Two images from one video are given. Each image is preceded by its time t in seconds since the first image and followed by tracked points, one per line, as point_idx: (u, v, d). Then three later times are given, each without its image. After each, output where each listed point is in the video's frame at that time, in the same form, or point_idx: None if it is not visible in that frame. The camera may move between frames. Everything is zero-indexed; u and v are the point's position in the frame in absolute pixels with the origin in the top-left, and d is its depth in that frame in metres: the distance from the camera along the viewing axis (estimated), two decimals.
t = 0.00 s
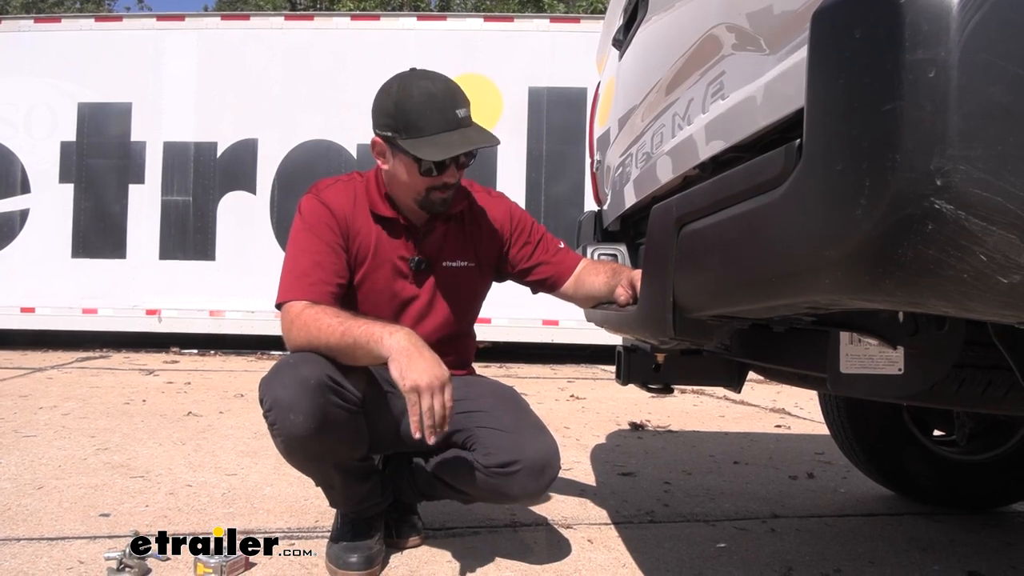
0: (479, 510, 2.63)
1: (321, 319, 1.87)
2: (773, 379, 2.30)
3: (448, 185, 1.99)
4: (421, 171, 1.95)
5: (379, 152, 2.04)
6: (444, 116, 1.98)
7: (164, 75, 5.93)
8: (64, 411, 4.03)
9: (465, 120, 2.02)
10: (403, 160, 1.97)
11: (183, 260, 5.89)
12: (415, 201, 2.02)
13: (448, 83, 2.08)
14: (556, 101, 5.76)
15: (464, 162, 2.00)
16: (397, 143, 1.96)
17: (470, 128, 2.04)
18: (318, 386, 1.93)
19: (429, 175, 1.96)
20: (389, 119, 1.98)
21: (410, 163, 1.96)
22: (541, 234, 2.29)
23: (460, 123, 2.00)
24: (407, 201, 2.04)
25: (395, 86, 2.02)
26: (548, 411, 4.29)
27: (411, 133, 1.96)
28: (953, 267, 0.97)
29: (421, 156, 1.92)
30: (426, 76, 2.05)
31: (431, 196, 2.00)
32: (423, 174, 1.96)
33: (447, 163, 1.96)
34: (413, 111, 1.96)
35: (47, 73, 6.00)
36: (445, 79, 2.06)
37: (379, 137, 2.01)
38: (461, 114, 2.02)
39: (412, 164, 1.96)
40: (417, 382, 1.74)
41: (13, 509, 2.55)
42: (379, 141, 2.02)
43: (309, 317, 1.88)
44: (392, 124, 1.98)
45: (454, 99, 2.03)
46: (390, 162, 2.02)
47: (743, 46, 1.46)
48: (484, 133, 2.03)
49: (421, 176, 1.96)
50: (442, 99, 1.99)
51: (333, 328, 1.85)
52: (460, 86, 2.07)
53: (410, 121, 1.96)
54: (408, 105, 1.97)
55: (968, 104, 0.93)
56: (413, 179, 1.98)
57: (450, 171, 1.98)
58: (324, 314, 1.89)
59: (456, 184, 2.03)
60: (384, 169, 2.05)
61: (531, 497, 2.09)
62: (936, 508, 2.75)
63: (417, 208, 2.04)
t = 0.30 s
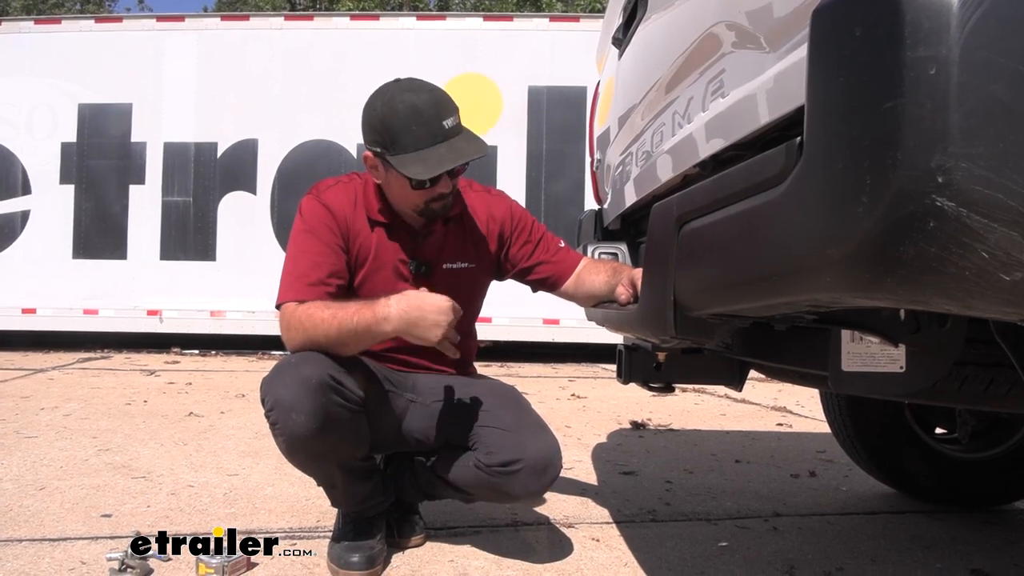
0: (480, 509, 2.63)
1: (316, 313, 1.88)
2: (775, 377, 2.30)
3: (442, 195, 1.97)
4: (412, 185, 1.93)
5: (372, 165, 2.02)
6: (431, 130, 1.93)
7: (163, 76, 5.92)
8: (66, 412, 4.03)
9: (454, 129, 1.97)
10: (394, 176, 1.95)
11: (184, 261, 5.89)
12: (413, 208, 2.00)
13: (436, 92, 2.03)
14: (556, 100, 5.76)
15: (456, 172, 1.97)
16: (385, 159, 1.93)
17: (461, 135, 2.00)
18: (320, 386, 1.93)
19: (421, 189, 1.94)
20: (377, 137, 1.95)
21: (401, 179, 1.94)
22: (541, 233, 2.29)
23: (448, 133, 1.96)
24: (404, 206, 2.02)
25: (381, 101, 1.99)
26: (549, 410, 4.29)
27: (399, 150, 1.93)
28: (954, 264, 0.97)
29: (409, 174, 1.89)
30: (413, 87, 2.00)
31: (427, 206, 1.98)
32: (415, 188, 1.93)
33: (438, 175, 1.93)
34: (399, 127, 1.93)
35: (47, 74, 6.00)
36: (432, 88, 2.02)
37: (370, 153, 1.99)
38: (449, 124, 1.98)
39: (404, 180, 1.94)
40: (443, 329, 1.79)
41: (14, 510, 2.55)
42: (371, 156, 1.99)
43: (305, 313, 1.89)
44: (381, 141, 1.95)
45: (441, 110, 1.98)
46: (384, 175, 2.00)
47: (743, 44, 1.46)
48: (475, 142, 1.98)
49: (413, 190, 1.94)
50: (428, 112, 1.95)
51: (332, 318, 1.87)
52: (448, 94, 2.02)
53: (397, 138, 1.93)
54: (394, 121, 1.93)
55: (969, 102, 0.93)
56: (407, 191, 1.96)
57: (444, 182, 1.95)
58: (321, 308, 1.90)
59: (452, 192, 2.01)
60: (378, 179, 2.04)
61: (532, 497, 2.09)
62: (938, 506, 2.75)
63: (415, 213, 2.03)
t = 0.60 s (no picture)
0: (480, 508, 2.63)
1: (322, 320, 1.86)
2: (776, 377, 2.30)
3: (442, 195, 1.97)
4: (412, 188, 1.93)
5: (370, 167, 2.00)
6: (430, 134, 1.93)
7: (164, 75, 5.92)
8: (66, 410, 4.03)
9: (452, 131, 1.97)
10: (393, 179, 1.95)
11: (185, 260, 5.89)
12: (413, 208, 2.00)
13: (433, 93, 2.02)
14: (558, 99, 5.75)
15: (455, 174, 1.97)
16: (385, 162, 1.92)
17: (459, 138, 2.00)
18: (321, 385, 1.93)
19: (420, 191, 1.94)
20: (376, 140, 1.94)
21: (401, 183, 1.94)
22: (542, 232, 2.28)
23: (447, 136, 1.96)
24: (403, 206, 2.01)
25: (379, 104, 1.97)
26: (549, 410, 4.29)
27: (398, 154, 1.92)
28: (958, 264, 0.97)
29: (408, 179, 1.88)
30: (411, 89, 1.99)
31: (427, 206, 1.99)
32: (415, 191, 1.93)
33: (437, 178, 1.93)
34: (398, 131, 1.92)
35: (48, 72, 5.99)
36: (429, 90, 2.01)
37: (368, 155, 1.98)
38: (448, 127, 1.97)
39: (404, 184, 1.93)
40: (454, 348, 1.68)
41: (14, 508, 2.55)
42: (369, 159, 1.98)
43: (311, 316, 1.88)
44: (379, 144, 1.94)
45: (440, 113, 1.97)
46: (382, 177, 1.99)
47: (746, 43, 1.45)
48: (474, 145, 1.98)
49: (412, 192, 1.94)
50: (427, 116, 1.94)
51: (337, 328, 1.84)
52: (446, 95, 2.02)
53: (396, 142, 1.92)
54: (393, 125, 1.92)
55: (973, 102, 0.93)
56: (405, 193, 1.96)
57: (443, 184, 1.95)
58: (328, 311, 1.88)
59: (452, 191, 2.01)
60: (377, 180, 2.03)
61: (533, 496, 2.11)
62: (939, 506, 2.75)
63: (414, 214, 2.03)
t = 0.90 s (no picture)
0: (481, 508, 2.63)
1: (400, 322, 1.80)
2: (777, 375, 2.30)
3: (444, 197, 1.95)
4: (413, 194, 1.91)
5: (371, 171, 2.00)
6: (428, 140, 1.92)
7: (165, 74, 5.92)
8: (67, 410, 4.03)
9: (451, 135, 1.96)
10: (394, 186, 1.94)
11: (186, 259, 5.89)
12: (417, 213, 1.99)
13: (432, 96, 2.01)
14: (559, 98, 5.75)
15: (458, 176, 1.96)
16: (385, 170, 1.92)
17: (459, 141, 1.99)
18: (320, 380, 1.93)
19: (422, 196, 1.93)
20: (374, 146, 1.94)
21: (402, 189, 1.93)
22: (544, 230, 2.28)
23: (445, 140, 1.95)
24: (406, 210, 2.00)
25: (377, 108, 1.96)
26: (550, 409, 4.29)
27: (397, 160, 1.91)
28: (960, 262, 0.97)
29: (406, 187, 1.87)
30: (410, 94, 1.98)
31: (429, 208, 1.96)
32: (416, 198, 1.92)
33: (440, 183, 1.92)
34: (396, 138, 1.91)
35: (48, 72, 6.00)
36: (427, 93, 2.00)
37: (369, 161, 1.97)
38: (447, 131, 1.97)
39: (406, 190, 1.92)
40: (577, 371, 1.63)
41: (15, 508, 2.55)
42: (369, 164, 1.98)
43: (382, 317, 1.82)
44: (378, 150, 1.93)
45: (439, 117, 1.96)
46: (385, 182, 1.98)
47: (747, 42, 1.45)
48: (473, 149, 1.97)
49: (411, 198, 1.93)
50: (425, 121, 1.93)
51: (427, 335, 1.78)
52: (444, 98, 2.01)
53: (395, 148, 1.91)
54: (391, 131, 1.92)
55: (975, 100, 0.92)
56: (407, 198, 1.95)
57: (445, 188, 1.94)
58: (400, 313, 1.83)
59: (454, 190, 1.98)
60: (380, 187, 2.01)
61: (535, 490, 2.09)
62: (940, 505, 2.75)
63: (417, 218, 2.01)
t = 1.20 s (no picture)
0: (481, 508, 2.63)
1: (407, 325, 1.78)
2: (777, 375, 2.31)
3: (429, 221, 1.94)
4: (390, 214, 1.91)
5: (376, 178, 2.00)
6: (408, 167, 1.88)
7: (165, 74, 5.92)
8: (67, 409, 4.04)
9: (435, 172, 1.90)
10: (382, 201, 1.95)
11: (185, 259, 5.89)
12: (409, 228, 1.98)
13: (447, 127, 1.95)
14: (559, 99, 5.75)
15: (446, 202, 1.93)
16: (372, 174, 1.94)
17: (445, 180, 1.92)
18: (322, 380, 1.94)
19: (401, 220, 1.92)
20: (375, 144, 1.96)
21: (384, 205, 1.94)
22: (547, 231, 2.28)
23: (424, 175, 1.89)
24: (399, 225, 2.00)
25: (395, 114, 1.95)
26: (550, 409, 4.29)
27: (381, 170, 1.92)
28: (958, 264, 0.97)
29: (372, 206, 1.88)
30: (425, 116, 1.93)
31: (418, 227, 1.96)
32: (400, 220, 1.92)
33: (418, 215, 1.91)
34: (387, 150, 1.91)
35: (48, 71, 6.00)
36: (442, 122, 1.94)
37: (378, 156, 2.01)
38: (434, 167, 1.90)
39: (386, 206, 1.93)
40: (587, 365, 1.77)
41: (15, 507, 2.55)
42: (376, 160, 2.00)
43: (388, 316, 1.79)
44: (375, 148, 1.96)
45: (435, 150, 1.90)
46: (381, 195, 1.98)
47: (747, 43, 1.45)
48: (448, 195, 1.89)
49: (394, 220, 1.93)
50: (418, 147, 1.89)
51: (436, 336, 1.80)
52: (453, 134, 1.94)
53: (383, 158, 1.92)
54: (388, 142, 1.92)
55: (973, 103, 0.93)
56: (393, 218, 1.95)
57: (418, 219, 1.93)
58: (399, 313, 1.80)
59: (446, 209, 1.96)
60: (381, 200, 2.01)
61: (537, 484, 2.10)
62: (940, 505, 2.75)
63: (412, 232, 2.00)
